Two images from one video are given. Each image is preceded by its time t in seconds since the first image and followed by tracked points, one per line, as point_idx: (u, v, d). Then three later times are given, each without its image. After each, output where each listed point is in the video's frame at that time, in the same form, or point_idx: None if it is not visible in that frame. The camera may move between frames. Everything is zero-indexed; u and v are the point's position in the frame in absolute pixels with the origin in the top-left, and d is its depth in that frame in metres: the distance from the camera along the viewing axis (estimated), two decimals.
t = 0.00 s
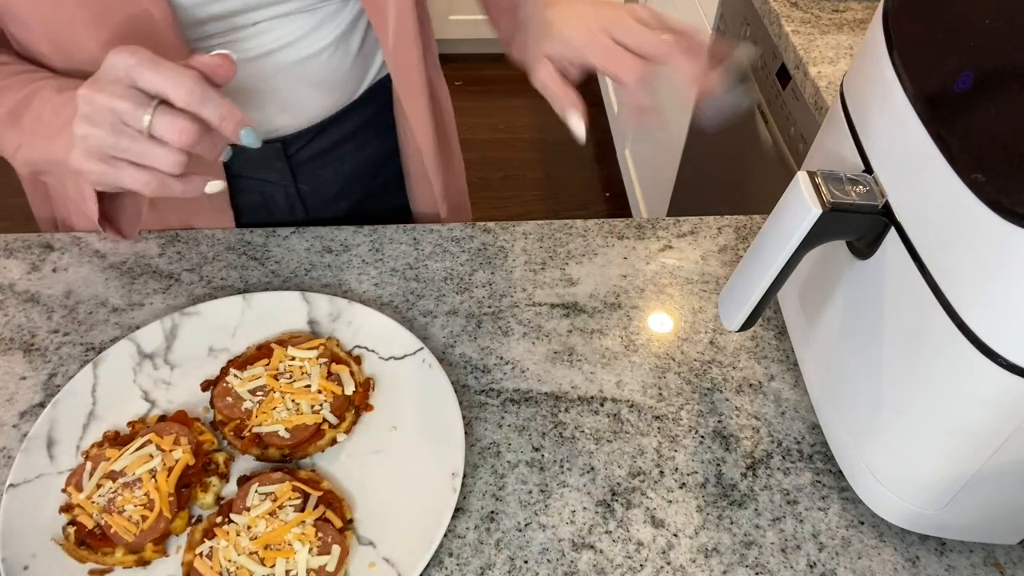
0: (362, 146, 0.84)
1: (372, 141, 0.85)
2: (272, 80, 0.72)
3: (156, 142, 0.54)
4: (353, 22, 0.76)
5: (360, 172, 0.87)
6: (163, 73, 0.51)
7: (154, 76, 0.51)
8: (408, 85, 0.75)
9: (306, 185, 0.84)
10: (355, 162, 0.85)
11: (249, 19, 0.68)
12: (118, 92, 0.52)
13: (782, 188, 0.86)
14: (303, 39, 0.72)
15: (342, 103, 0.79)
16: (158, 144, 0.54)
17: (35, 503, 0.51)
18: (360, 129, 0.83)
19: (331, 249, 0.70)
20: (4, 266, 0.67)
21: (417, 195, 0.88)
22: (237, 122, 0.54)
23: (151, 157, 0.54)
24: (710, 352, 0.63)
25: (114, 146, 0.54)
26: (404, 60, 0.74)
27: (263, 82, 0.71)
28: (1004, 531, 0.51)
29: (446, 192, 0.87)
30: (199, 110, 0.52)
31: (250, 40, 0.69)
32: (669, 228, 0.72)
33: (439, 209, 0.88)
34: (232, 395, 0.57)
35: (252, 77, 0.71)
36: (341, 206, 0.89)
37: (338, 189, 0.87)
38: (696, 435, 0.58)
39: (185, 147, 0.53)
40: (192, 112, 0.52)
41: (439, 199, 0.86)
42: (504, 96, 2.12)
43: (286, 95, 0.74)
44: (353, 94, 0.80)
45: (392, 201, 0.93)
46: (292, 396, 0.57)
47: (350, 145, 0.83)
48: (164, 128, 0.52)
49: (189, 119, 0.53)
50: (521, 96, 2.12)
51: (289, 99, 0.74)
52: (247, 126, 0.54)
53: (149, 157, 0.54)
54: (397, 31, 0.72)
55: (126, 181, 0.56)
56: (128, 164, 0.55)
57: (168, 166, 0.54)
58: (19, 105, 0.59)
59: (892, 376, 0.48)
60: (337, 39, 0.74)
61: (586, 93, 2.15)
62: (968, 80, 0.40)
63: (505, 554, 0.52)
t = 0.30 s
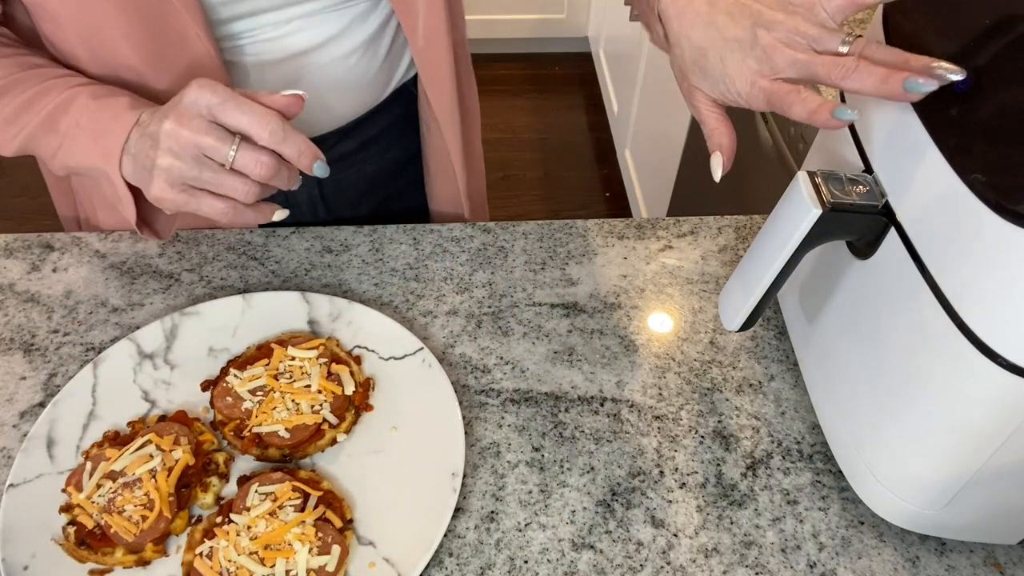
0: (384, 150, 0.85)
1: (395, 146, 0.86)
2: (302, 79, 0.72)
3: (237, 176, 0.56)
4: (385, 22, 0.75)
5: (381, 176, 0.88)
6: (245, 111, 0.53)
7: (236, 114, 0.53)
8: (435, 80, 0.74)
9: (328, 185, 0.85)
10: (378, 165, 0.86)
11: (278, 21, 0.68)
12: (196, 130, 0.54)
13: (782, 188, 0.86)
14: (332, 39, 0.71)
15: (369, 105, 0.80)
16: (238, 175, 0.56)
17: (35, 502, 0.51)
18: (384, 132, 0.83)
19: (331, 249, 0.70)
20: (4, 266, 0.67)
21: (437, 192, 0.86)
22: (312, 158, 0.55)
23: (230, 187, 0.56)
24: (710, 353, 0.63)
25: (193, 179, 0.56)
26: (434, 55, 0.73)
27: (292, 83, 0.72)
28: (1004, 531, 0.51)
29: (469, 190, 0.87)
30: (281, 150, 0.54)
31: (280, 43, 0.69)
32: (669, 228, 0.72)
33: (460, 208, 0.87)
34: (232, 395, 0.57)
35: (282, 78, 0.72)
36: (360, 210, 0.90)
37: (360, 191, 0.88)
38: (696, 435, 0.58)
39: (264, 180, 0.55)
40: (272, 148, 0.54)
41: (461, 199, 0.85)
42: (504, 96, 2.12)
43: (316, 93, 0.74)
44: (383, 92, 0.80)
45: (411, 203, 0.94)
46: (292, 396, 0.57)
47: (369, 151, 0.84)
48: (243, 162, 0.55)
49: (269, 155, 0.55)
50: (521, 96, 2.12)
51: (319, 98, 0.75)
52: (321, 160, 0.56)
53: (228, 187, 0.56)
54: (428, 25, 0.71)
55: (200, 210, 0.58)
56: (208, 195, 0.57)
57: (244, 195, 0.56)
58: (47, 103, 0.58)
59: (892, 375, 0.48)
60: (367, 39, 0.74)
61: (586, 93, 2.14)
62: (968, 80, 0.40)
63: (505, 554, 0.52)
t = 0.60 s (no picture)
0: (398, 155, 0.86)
1: (409, 151, 0.86)
2: (318, 88, 0.72)
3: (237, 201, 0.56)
4: (399, 28, 0.75)
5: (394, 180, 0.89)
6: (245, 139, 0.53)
7: (238, 141, 0.53)
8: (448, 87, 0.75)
9: (344, 192, 0.85)
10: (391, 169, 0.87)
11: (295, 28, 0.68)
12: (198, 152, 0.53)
13: (782, 188, 0.86)
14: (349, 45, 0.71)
15: (380, 112, 0.80)
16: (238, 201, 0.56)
17: (35, 502, 0.51)
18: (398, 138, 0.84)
19: (331, 249, 0.70)
20: (4, 266, 0.67)
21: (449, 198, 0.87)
22: (313, 183, 0.55)
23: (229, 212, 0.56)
24: (710, 352, 0.63)
25: (191, 203, 0.56)
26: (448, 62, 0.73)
27: (309, 91, 0.72)
28: (1004, 532, 0.51)
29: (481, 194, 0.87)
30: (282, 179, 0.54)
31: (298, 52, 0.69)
32: (669, 228, 0.72)
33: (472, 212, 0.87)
34: (232, 395, 0.57)
35: (298, 87, 0.71)
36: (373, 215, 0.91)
37: (373, 197, 0.88)
38: (696, 435, 0.58)
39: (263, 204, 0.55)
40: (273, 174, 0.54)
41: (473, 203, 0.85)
42: (504, 96, 2.12)
43: (333, 100, 0.74)
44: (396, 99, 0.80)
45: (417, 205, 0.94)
46: (292, 397, 0.57)
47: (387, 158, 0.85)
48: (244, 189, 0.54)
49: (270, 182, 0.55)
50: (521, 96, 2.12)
51: (336, 105, 0.74)
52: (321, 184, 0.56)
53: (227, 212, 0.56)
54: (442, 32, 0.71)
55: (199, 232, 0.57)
56: (206, 217, 0.57)
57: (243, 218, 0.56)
58: (53, 112, 0.57)
59: (892, 375, 0.48)
60: (383, 44, 0.74)
61: (586, 92, 2.14)
62: (967, 81, 0.40)
63: (505, 554, 0.52)
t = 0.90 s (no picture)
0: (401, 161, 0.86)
1: (411, 160, 0.87)
2: (319, 98, 0.72)
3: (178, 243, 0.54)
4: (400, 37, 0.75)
5: (397, 187, 0.89)
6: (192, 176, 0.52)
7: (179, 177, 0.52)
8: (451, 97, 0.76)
9: (345, 198, 0.85)
10: (393, 178, 0.87)
11: (293, 41, 0.68)
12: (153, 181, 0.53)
13: (782, 188, 0.86)
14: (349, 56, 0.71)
15: (384, 120, 0.80)
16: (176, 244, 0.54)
17: (35, 502, 0.51)
18: (402, 144, 0.84)
19: (332, 249, 0.70)
20: (4, 266, 0.67)
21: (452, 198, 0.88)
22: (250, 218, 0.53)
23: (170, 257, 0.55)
24: (710, 352, 0.63)
25: (142, 236, 0.54)
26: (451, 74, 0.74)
27: (308, 101, 0.72)
28: (1004, 532, 0.51)
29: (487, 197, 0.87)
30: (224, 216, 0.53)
31: (296, 64, 0.69)
32: (669, 228, 0.72)
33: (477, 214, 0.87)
34: (232, 395, 0.57)
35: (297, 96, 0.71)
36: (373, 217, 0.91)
37: (377, 202, 0.89)
38: (696, 435, 0.58)
39: (193, 247, 0.54)
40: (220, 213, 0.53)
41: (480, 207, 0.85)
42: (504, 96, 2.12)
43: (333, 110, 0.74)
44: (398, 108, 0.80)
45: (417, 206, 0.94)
46: (292, 397, 0.57)
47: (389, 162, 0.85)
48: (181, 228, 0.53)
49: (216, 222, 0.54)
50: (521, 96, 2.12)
51: (337, 114, 0.74)
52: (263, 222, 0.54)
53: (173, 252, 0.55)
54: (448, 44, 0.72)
55: (156, 264, 0.56)
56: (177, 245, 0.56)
57: (191, 261, 0.55)
58: (45, 117, 0.57)
59: (893, 376, 0.48)
60: (385, 53, 0.74)
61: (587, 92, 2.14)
62: (967, 81, 0.40)
63: (505, 554, 0.52)
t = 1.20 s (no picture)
0: (394, 160, 0.86)
1: (404, 160, 0.86)
2: (313, 99, 0.72)
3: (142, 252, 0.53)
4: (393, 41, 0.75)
5: (387, 189, 0.89)
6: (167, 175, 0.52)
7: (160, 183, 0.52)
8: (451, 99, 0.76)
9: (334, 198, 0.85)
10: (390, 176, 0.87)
11: (289, 43, 0.68)
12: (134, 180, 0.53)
13: (781, 188, 0.86)
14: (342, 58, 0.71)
15: (379, 118, 0.80)
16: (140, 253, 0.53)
17: (35, 502, 0.51)
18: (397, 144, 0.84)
19: (332, 249, 0.70)
20: (4, 266, 0.67)
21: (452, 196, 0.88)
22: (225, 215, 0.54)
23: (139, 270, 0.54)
24: (710, 352, 0.63)
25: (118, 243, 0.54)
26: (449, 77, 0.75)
27: (298, 100, 0.72)
28: (1004, 532, 0.51)
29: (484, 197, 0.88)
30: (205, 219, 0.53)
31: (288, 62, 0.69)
32: (669, 228, 0.72)
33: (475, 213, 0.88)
34: (232, 395, 0.57)
35: (287, 96, 0.71)
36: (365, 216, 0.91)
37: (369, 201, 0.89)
38: (696, 435, 0.58)
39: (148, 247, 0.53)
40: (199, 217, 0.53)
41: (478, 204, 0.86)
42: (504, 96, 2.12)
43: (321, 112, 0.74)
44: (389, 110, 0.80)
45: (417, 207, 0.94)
46: (292, 397, 0.57)
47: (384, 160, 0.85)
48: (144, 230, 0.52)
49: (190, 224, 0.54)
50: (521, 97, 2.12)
51: (326, 116, 0.74)
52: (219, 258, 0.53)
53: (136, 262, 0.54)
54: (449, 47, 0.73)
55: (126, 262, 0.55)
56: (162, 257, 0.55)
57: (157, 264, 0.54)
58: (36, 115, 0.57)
59: (893, 376, 0.48)
60: (375, 56, 0.74)
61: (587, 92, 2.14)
62: (968, 81, 0.40)
63: (505, 554, 0.52)
